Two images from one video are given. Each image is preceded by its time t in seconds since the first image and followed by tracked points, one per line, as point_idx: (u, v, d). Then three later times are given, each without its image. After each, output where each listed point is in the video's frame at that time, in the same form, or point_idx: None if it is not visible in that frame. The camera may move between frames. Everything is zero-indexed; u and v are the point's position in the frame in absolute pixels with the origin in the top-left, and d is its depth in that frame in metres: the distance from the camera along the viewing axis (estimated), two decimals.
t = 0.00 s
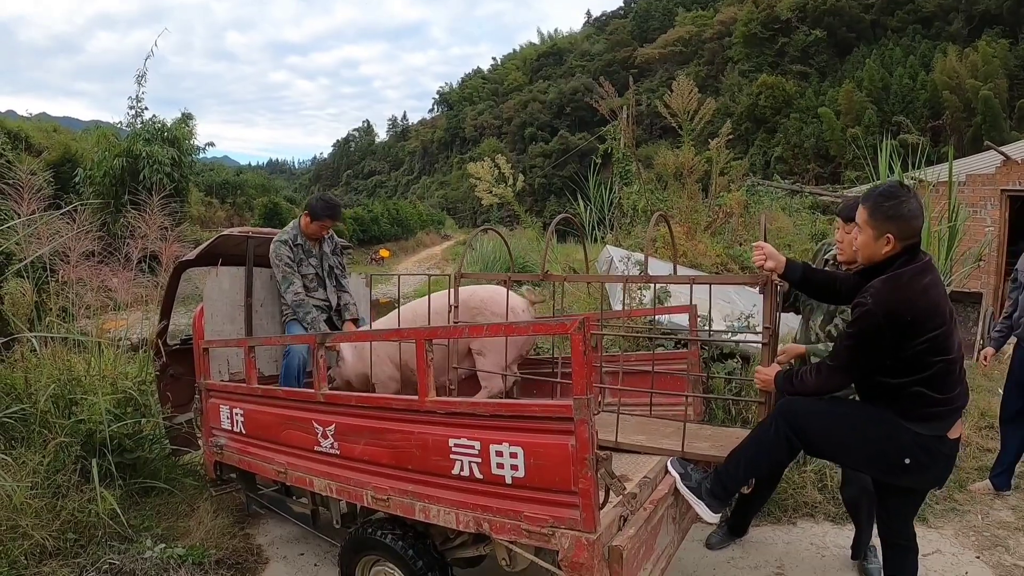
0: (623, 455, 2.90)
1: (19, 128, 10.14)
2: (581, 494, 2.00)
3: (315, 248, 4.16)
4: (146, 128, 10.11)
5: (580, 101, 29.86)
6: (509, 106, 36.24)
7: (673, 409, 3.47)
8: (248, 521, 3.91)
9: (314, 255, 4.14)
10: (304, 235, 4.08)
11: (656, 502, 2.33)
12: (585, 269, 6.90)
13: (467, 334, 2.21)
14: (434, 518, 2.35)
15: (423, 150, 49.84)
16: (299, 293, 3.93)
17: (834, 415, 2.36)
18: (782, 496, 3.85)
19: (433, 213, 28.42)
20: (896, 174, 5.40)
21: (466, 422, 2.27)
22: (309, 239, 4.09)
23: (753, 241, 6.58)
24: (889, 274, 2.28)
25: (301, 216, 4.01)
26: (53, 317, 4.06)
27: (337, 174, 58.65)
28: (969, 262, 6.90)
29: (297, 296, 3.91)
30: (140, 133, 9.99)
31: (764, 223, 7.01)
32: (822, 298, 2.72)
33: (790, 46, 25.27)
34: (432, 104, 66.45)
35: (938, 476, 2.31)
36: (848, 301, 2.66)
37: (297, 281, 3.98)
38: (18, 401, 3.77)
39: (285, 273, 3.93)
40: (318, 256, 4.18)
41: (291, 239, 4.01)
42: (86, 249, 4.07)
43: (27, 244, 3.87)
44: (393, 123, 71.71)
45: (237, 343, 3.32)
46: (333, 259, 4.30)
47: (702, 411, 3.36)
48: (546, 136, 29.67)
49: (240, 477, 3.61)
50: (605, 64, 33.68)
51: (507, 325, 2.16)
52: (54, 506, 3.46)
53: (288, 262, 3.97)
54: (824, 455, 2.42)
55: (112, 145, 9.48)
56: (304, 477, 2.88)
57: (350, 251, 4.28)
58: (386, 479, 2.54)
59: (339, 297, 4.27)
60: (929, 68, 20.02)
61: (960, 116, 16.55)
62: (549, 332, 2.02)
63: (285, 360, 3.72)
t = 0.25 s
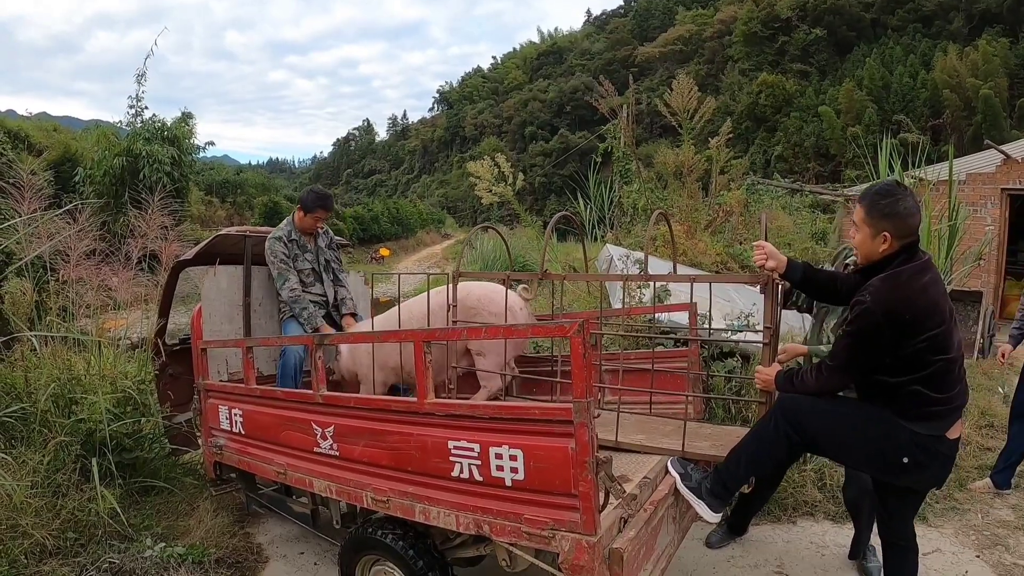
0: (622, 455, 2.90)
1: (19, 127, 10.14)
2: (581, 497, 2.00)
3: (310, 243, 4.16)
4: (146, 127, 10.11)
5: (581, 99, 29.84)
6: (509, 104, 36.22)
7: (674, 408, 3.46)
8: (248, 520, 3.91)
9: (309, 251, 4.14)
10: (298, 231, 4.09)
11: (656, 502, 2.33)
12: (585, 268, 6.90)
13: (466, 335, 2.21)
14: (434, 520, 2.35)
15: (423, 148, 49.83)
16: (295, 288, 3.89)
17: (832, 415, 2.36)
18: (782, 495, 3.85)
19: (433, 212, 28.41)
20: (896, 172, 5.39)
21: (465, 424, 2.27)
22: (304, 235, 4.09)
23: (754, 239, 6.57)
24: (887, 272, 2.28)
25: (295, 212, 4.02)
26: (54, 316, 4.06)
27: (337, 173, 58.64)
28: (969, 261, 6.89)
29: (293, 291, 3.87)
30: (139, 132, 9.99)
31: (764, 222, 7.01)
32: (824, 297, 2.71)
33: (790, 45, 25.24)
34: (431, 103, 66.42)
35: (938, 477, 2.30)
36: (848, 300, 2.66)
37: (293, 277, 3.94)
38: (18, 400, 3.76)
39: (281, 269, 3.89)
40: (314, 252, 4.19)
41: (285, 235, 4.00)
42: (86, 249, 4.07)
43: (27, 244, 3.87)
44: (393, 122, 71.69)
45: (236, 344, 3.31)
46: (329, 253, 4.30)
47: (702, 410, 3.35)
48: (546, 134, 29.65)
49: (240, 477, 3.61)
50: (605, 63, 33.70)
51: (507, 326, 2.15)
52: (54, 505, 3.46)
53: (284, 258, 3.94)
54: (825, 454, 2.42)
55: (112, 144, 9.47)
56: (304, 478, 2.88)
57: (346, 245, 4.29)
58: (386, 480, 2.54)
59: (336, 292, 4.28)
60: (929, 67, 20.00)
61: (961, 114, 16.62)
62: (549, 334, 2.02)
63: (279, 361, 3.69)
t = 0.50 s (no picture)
0: (623, 452, 2.90)
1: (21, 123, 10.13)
2: (582, 491, 2.00)
3: (309, 238, 4.16)
4: (147, 123, 10.10)
5: (582, 97, 29.80)
6: (511, 102, 36.19)
7: (676, 405, 3.46)
8: (248, 516, 3.92)
9: (308, 246, 4.14)
10: (296, 226, 4.09)
11: (656, 498, 2.33)
12: (586, 265, 6.89)
13: (467, 329, 2.21)
14: (435, 514, 2.35)
15: (424, 146, 49.81)
16: (293, 283, 3.89)
17: (834, 412, 2.36)
18: (782, 494, 3.85)
19: (434, 209, 28.41)
20: (898, 171, 5.38)
21: (466, 418, 2.27)
22: (302, 230, 4.09)
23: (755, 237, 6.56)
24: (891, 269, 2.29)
25: (293, 207, 4.03)
26: (54, 312, 4.06)
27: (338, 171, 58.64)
28: (971, 260, 6.88)
29: (290, 286, 3.87)
30: (141, 128, 9.98)
31: (765, 220, 7.00)
32: (831, 295, 2.71)
33: (793, 43, 25.20)
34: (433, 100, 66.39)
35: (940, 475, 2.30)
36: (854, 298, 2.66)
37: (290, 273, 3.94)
38: (19, 395, 3.76)
39: (278, 265, 3.90)
40: (312, 247, 4.18)
41: (284, 230, 4.00)
42: (86, 244, 4.07)
43: (28, 240, 3.87)
44: (394, 119, 71.67)
45: (237, 338, 3.31)
46: (327, 248, 4.30)
47: (703, 408, 3.35)
48: (547, 132, 29.63)
49: (241, 472, 3.61)
50: (607, 61, 33.67)
51: (508, 320, 2.16)
52: (54, 501, 3.46)
53: (281, 253, 3.94)
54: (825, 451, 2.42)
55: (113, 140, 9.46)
56: (305, 473, 2.88)
57: (345, 239, 4.29)
58: (387, 475, 2.54)
59: (336, 287, 4.27)
60: (932, 66, 19.98)
61: (964, 113, 16.55)
62: (550, 328, 2.02)
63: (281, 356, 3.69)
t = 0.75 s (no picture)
0: (621, 449, 2.90)
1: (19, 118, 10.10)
2: (579, 489, 2.00)
3: (308, 234, 4.15)
4: (145, 120, 10.09)
5: (582, 94, 29.77)
6: (510, 99, 36.15)
7: (676, 403, 3.44)
8: (246, 513, 3.91)
9: (307, 242, 4.13)
10: (295, 222, 4.09)
11: (654, 496, 2.33)
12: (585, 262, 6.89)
13: (466, 327, 2.21)
14: (432, 512, 2.35)
15: (423, 143, 49.77)
16: (290, 280, 3.89)
17: (839, 412, 2.36)
18: (780, 492, 3.85)
19: (433, 206, 28.40)
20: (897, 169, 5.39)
21: (464, 416, 2.27)
22: (300, 226, 4.09)
23: (754, 235, 6.56)
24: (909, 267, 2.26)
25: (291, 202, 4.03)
26: (52, 309, 4.05)
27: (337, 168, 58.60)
28: (969, 259, 6.88)
29: (288, 283, 3.88)
30: (139, 124, 9.97)
31: (764, 217, 7.00)
32: (841, 291, 2.70)
33: (792, 41, 25.18)
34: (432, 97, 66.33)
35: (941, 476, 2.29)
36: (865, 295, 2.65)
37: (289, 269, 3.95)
38: (16, 392, 3.75)
39: (277, 261, 3.91)
40: (311, 243, 4.17)
41: (282, 226, 4.00)
42: (84, 240, 4.06)
43: (26, 236, 3.86)
44: (393, 116, 71.62)
45: (235, 335, 3.31)
46: (326, 245, 4.29)
47: (701, 405, 3.35)
48: (547, 129, 29.62)
49: (238, 469, 3.61)
50: (607, 58, 33.70)
51: (506, 318, 2.15)
52: (52, 497, 3.44)
53: (279, 250, 3.95)
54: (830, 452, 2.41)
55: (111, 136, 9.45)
56: (302, 470, 2.88)
57: (343, 236, 4.27)
58: (384, 473, 2.53)
59: (334, 284, 4.26)
60: (931, 64, 19.97)
61: (963, 112, 16.57)
62: (548, 326, 2.02)
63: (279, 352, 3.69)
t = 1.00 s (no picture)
0: (623, 449, 2.90)
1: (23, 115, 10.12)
2: (582, 491, 2.00)
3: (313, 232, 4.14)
4: (149, 117, 10.10)
5: (586, 94, 29.75)
6: (514, 98, 36.13)
7: (679, 403, 3.46)
8: (248, 510, 3.92)
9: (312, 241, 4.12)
10: (301, 219, 4.08)
11: (656, 497, 2.32)
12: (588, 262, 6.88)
13: (468, 327, 2.21)
14: (434, 512, 2.35)
15: (427, 142, 49.78)
16: (294, 280, 3.90)
17: (854, 420, 2.34)
18: (782, 494, 3.85)
19: (436, 205, 28.41)
20: (902, 171, 5.38)
21: (466, 416, 2.26)
22: (306, 225, 4.08)
23: (758, 236, 6.55)
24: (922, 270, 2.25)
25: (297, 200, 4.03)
26: (55, 305, 4.06)
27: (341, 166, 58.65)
28: (973, 261, 6.86)
29: (291, 283, 3.88)
30: (143, 122, 9.98)
31: (769, 218, 6.98)
32: (849, 294, 2.66)
33: (797, 42, 25.13)
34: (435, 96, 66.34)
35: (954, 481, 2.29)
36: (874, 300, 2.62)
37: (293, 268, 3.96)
38: (19, 387, 3.76)
39: (281, 260, 3.91)
40: (316, 242, 4.15)
41: (287, 225, 4.00)
42: (88, 237, 4.06)
43: (30, 232, 3.87)
44: (396, 114, 71.64)
45: (237, 333, 3.31)
46: (332, 243, 4.26)
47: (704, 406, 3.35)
48: (550, 129, 29.61)
49: (240, 467, 3.61)
50: (611, 58, 33.71)
51: (509, 319, 2.15)
52: (54, 493, 3.45)
53: (285, 249, 3.95)
54: (840, 461, 2.39)
55: (115, 133, 9.46)
56: (304, 469, 2.88)
57: (349, 236, 4.24)
58: (385, 472, 2.53)
59: (338, 283, 4.25)
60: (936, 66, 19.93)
61: (967, 114, 16.51)
62: (551, 326, 2.01)
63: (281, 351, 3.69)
